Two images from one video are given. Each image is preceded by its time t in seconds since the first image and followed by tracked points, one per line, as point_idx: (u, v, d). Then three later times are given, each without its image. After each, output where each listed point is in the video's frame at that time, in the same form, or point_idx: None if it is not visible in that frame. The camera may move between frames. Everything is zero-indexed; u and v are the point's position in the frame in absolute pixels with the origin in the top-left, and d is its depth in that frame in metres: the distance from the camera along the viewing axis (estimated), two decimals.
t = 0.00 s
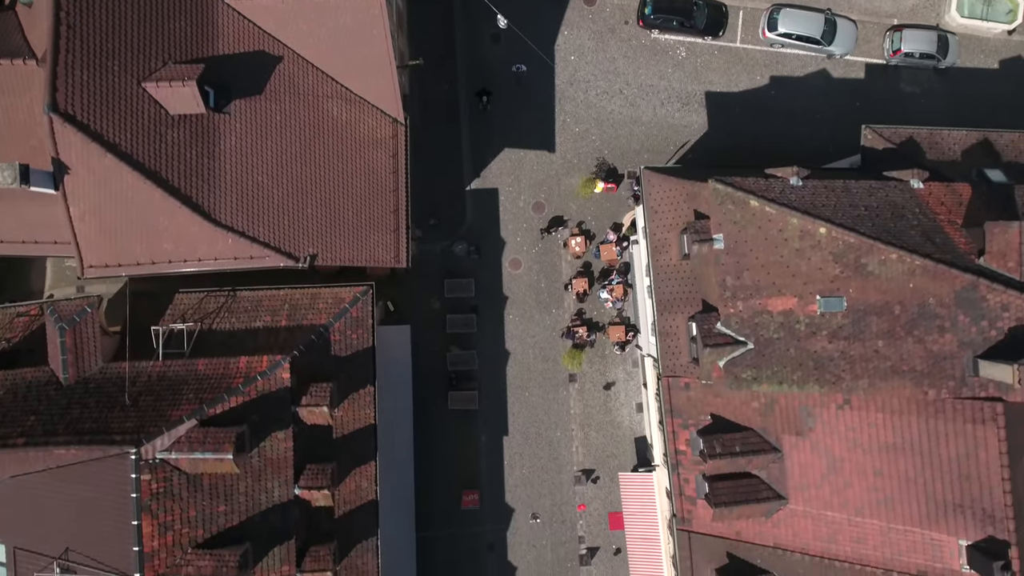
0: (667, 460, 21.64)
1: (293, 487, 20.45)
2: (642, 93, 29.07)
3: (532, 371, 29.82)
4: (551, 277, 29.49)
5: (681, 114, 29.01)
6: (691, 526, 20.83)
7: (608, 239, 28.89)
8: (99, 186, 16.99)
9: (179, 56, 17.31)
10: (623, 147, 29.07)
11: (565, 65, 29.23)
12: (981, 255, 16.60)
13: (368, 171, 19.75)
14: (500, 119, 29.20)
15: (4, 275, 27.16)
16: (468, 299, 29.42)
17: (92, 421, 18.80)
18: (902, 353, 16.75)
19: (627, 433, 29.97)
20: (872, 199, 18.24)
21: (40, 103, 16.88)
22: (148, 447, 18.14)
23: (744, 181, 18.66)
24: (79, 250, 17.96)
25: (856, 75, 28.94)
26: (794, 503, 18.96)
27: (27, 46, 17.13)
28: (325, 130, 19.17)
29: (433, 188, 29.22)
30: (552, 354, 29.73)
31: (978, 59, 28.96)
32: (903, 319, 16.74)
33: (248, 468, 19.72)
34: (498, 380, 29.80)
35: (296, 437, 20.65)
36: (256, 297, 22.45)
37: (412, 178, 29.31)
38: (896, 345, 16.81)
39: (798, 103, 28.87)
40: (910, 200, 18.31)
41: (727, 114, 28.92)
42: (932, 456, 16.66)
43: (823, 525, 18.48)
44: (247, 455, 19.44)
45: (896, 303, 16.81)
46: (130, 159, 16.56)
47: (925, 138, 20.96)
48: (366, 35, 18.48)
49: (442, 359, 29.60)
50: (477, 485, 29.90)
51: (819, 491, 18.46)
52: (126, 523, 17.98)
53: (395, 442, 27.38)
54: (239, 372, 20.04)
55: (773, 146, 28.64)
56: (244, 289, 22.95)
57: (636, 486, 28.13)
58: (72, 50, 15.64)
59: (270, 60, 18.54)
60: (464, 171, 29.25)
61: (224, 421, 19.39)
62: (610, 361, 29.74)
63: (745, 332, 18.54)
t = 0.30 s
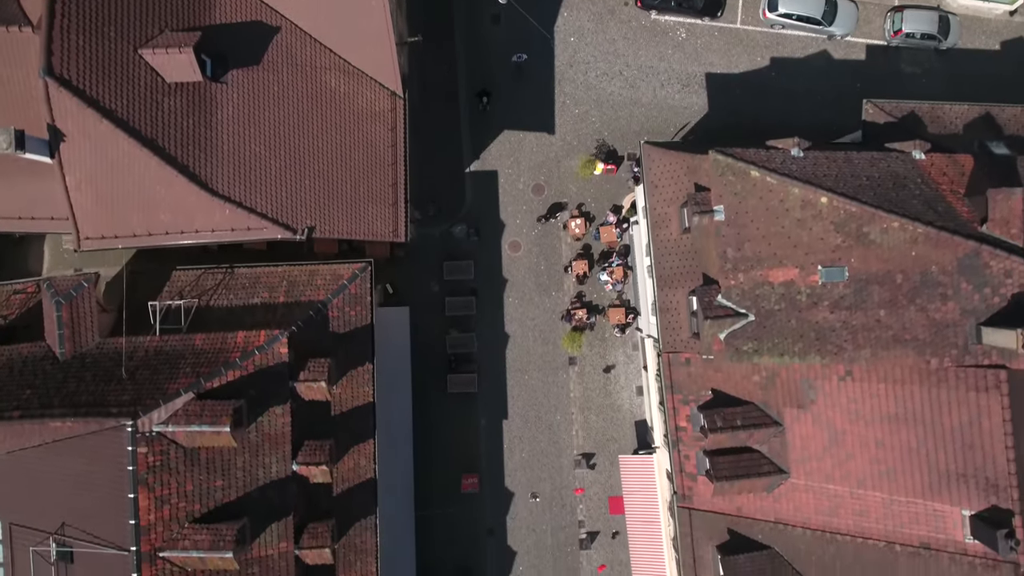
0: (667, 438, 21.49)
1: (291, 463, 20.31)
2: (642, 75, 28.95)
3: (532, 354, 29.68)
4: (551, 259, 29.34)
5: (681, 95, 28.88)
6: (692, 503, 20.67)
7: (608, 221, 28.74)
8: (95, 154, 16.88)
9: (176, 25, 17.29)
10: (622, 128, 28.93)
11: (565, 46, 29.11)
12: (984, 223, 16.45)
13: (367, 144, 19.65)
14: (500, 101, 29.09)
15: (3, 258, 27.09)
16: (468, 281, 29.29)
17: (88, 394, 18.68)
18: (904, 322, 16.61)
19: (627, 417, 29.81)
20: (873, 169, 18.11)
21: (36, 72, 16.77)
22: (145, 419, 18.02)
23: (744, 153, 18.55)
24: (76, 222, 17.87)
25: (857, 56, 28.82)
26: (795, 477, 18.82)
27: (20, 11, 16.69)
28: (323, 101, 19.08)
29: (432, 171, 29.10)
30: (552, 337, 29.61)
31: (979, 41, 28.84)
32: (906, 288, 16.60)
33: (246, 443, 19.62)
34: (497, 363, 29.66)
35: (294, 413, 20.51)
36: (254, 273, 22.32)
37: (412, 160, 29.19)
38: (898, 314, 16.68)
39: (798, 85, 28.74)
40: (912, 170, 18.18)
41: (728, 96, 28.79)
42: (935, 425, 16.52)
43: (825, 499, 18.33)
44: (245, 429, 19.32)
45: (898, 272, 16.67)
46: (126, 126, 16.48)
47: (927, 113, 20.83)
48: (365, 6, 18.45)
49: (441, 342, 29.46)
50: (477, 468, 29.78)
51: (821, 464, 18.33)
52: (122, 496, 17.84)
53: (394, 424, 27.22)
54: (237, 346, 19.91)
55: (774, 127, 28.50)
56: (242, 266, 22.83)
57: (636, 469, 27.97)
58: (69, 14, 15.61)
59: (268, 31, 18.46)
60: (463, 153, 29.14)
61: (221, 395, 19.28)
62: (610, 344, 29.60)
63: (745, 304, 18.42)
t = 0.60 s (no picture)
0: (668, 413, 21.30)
1: (289, 437, 20.15)
2: (642, 55, 28.81)
3: (532, 336, 29.53)
4: (551, 240, 29.18)
5: (682, 76, 28.75)
6: (693, 478, 20.51)
7: (608, 201, 28.59)
8: (91, 120, 16.81)
9: None
10: (623, 109, 28.80)
11: (565, 26, 29.00)
12: (989, 188, 16.31)
13: (366, 115, 19.58)
14: (500, 81, 28.95)
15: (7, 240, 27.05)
16: (468, 263, 29.15)
17: (85, 365, 18.55)
18: (908, 289, 16.47)
19: (627, 399, 29.65)
20: (876, 137, 17.98)
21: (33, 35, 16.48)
22: (142, 390, 17.83)
23: (746, 121, 18.39)
24: (73, 191, 17.78)
25: (858, 36, 28.70)
26: (798, 449, 18.65)
27: None
28: (321, 71, 18.97)
29: (432, 152, 28.96)
30: (552, 319, 29.44)
31: (982, 20, 28.70)
32: (910, 254, 16.45)
33: (244, 415, 19.47)
34: (498, 344, 29.51)
35: (292, 387, 20.34)
36: (253, 249, 22.19)
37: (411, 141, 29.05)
38: (902, 280, 16.53)
39: (800, 65, 28.61)
40: (915, 138, 18.05)
41: (728, 76, 28.66)
42: (939, 392, 16.39)
43: (828, 470, 18.17)
44: (243, 402, 19.19)
45: (901, 238, 16.52)
46: (122, 90, 16.40)
47: (930, 85, 20.69)
48: None
49: (441, 324, 29.31)
50: (476, 451, 29.68)
51: (824, 435, 18.15)
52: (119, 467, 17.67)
53: (393, 405, 27.09)
54: (235, 319, 19.74)
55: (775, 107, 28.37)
56: (240, 242, 22.71)
57: (637, 450, 27.81)
58: None
59: None
60: (462, 134, 29.00)
61: (219, 366, 19.11)
62: (611, 326, 29.44)
63: (747, 274, 18.27)
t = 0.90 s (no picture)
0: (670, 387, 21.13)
1: (288, 409, 19.99)
2: (643, 33, 28.70)
3: (532, 316, 29.37)
4: (552, 220, 29.02)
5: (683, 54, 28.61)
6: (695, 451, 20.37)
7: (609, 181, 28.45)
8: (87, 83, 16.83)
9: None
10: (623, 88, 28.66)
11: (566, 5, 28.91)
12: (994, 150, 16.15)
13: (365, 84, 19.53)
14: (500, 60, 28.83)
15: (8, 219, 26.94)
16: (468, 243, 28.98)
17: (81, 333, 18.41)
18: (913, 252, 16.30)
19: (628, 380, 29.48)
20: (880, 103, 17.82)
21: None
22: (139, 358, 17.67)
23: (749, 87, 18.24)
24: (70, 156, 17.80)
25: (860, 14, 28.56)
26: (801, 419, 18.49)
27: None
28: (321, 38, 18.90)
29: (432, 131, 28.80)
30: (553, 300, 29.28)
31: None
32: (914, 218, 16.29)
33: (242, 386, 19.30)
34: (498, 325, 29.35)
35: (291, 359, 20.19)
36: (252, 223, 22.03)
37: (411, 120, 28.88)
38: (907, 244, 16.37)
39: (801, 43, 28.46)
40: (918, 104, 17.89)
41: (729, 55, 28.54)
42: (944, 357, 16.21)
43: (832, 439, 18.01)
44: (242, 372, 19.03)
45: (906, 202, 16.36)
46: (120, 52, 16.30)
47: (934, 55, 20.53)
48: None
49: (441, 304, 29.17)
50: (477, 433, 29.56)
51: (827, 404, 17.99)
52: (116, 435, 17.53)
53: (393, 384, 27.00)
54: (234, 289, 19.59)
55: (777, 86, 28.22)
56: (239, 216, 22.55)
57: (639, 431, 27.62)
58: None
59: None
60: (463, 113, 28.85)
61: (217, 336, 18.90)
62: (612, 306, 29.28)
63: (750, 242, 18.11)
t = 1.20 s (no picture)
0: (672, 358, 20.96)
1: (288, 379, 19.86)
2: (644, 11, 28.63)
3: (533, 296, 29.23)
4: (552, 199, 28.88)
5: (684, 32, 28.54)
6: (697, 423, 20.22)
7: (609, 159, 28.33)
8: (87, 45, 16.95)
9: None
10: (624, 66, 28.57)
11: None
12: (998, 110, 16.03)
13: (366, 51, 19.45)
14: (501, 38, 28.74)
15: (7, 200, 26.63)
16: (468, 221, 28.85)
17: (80, 300, 18.33)
18: (917, 214, 16.20)
19: (629, 359, 29.34)
20: (883, 67, 17.72)
21: None
22: (137, 323, 17.55)
23: (751, 52, 18.13)
24: (70, 121, 18.02)
25: None
26: (804, 387, 18.34)
27: None
28: (321, 4, 18.80)
29: (433, 110, 28.67)
30: (553, 279, 29.14)
31: None
32: (918, 179, 16.17)
33: (241, 355, 19.17)
34: (498, 304, 29.22)
35: (290, 329, 20.08)
36: (251, 194, 21.89)
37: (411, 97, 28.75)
38: (911, 206, 16.26)
39: (802, 21, 28.37)
40: (922, 68, 17.78)
41: (730, 32, 28.45)
42: (948, 319, 16.08)
43: (835, 406, 17.86)
44: (241, 340, 18.98)
45: (910, 163, 16.24)
46: (119, 12, 16.24)
47: (937, 23, 20.39)
48: None
49: (442, 283, 29.05)
50: (477, 413, 29.50)
51: (831, 370, 17.83)
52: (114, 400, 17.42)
53: (393, 362, 26.94)
54: (233, 258, 19.45)
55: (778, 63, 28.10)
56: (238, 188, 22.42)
57: (640, 409, 27.44)
58: None
59: None
60: (464, 91, 28.74)
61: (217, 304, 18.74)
62: (613, 286, 29.13)
63: (753, 207, 18.00)
